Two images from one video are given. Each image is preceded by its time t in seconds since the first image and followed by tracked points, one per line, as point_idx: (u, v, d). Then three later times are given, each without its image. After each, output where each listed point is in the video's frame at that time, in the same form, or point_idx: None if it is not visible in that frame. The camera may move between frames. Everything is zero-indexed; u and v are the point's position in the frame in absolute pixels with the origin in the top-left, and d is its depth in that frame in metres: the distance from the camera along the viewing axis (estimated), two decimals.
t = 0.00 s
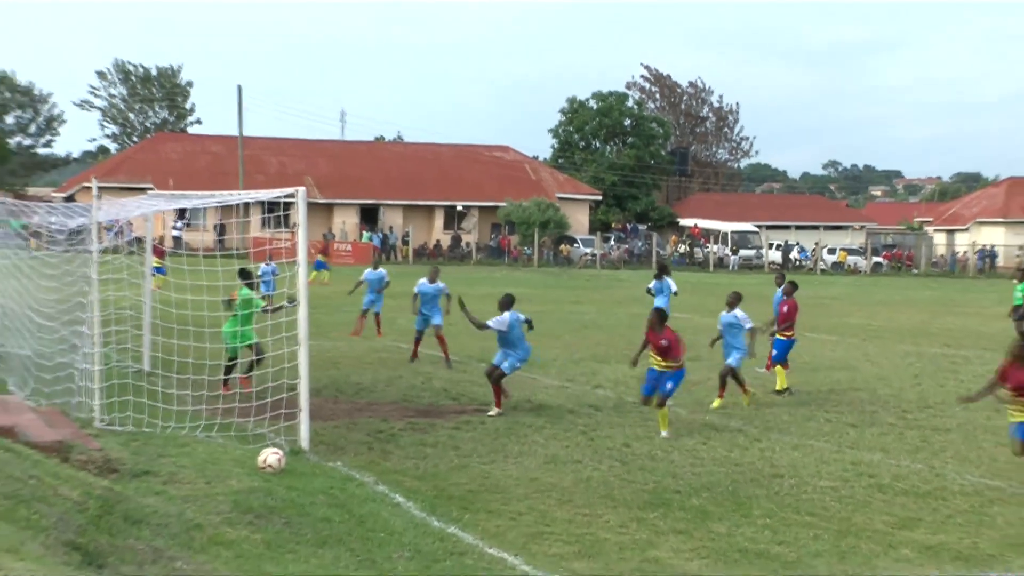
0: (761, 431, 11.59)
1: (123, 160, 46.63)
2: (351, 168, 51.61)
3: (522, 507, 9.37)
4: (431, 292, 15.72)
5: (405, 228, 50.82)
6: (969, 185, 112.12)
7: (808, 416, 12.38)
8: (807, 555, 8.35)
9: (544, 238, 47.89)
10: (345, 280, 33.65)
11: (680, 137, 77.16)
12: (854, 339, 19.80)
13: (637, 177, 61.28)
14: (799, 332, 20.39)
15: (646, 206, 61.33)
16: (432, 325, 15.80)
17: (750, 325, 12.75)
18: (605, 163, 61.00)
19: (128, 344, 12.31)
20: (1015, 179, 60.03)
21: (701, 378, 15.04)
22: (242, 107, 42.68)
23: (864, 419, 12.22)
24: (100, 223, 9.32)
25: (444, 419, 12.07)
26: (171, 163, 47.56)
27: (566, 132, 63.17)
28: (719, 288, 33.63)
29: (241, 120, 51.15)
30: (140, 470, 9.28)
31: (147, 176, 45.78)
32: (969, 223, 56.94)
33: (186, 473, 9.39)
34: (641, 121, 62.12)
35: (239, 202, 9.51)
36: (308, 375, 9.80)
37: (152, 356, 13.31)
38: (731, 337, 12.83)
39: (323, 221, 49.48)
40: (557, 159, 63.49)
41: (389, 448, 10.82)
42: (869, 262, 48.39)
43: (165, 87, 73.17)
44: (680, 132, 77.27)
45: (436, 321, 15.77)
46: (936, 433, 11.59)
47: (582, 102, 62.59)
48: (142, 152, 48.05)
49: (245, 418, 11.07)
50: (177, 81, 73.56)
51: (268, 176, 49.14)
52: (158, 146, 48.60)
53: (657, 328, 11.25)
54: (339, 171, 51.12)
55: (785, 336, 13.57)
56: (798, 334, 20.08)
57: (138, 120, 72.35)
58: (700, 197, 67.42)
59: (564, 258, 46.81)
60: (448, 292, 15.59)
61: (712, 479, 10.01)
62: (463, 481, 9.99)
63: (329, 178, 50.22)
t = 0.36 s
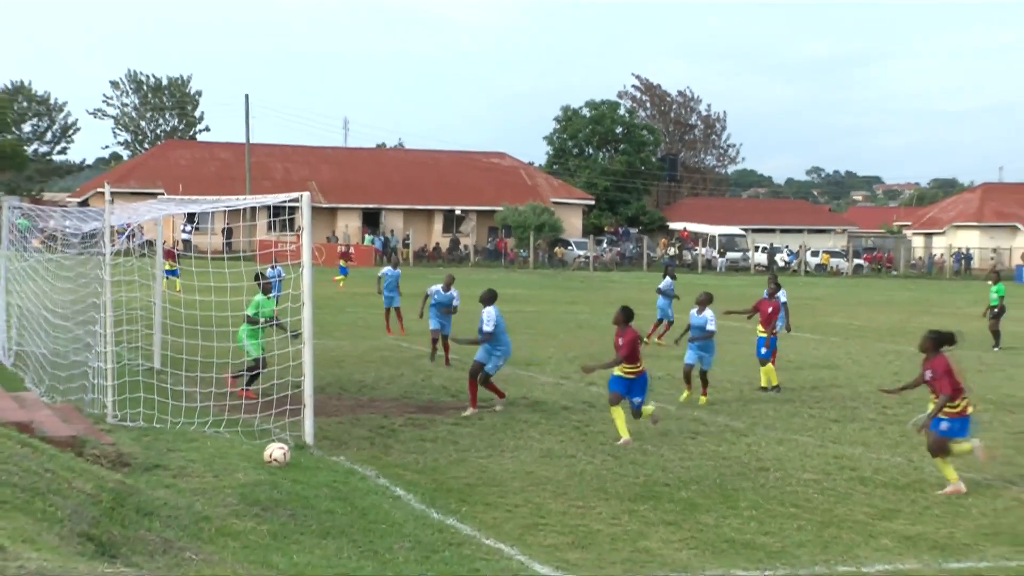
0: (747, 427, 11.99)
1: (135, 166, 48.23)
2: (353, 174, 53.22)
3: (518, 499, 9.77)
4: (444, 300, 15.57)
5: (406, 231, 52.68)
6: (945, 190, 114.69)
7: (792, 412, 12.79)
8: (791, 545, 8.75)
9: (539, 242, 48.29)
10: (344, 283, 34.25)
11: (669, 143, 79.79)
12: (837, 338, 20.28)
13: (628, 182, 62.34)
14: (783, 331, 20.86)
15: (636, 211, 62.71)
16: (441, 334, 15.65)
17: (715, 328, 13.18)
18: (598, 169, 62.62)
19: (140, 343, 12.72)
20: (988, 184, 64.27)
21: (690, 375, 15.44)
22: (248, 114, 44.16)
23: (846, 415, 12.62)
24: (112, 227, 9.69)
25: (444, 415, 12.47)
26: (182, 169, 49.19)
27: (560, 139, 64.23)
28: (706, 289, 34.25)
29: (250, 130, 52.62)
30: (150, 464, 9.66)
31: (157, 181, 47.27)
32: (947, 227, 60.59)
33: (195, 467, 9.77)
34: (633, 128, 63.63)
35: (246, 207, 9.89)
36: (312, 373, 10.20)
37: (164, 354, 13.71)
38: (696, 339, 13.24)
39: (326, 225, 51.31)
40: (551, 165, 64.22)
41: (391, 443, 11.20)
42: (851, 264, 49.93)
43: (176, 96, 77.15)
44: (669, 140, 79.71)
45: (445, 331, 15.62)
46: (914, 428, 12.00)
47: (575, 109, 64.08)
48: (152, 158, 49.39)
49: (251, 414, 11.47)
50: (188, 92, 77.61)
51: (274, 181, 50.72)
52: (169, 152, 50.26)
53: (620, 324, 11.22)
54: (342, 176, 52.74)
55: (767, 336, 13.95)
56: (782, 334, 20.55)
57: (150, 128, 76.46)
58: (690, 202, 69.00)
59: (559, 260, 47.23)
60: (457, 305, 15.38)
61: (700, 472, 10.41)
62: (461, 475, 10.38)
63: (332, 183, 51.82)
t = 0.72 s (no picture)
0: (737, 422, 12.47)
1: (152, 174, 49.70)
2: (359, 180, 54.24)
3: (518, 491, 10.24)
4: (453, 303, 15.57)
5: (410, 236, 53.67)
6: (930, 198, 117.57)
7: (780, 408, 13.27)
8: (778, 536, 9.21)
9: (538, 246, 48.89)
10: (347, 284, 35.15)
11: (662, 152, 83.90)
12: (824, 338, 20.86)
13: (623, 189, 65.81)
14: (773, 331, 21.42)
15: (630, 216, 65.29)
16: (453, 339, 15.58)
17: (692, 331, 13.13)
18: (594, 176, 65.70)
19: (158, 341, 13.26)
20: (965, 192, 67.53)
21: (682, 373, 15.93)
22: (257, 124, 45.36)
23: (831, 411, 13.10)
24: (132, 232, 10.18)
25: (447, 411, 12.95)
26: (196, 176, 50.55)
27: (558, 148, 67.94)
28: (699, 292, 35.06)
29: (263, 137, 53.95)
30: (167, 458, 10.14)
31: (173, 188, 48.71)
32: (926, 231, 63.88)
33: (210, 461, 10.25)
34: (627, 137, 67.01)
35: (258, 213, 10.36)
36: (321, 371, 10.68)
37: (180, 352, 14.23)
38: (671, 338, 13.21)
39: (336, 229, 52.45)
40: (550, 172, 68.17)
41: (396, 438, 11.68)
42: (835, 267, 52.96)
43: (192, 107, 82.53)
44: (662, 148, 84.05)
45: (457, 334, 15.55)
46: (896, 423, 12.47)
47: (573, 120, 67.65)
48: (169, 166, 51.17)
49: (262, 410, 11.97)
50: (202, 103, 82.83)
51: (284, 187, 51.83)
52: (184, 161, 51.69)
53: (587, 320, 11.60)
54: (349, 183, 53.78)
55: (757, 334, 14.43)
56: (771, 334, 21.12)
57: (167, 137, 82.10)
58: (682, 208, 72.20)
59: (557, 263, 48.30)
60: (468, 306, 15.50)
61: (692, 466, 10.88)
62: (463, 468, 10.86)
63: (340, 190, 52.87)
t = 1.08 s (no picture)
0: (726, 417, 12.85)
1: (159, 178, 50.27)
2: (360, 182, 54.68)
3: (514, 484, 10.60)
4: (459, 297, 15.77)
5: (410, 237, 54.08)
6: (913, 200, 119.62)
7: (767, 402, 13.65)
8: (765, 526, 9.57)
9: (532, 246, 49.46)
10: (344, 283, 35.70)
11: (653, 155, 85.69)
12: (809, 334, 21.29)
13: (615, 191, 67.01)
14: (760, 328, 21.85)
15: (623, 218, 66.25)
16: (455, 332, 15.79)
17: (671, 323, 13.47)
18: (588, 179, 66.78)
19: (167, 339, 13.65)
20: (944, 194, 69.16)
21: (672, 370, 16.30)
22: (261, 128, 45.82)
23: (817, 405, 13.48)
24: (140, 232, 10.50)
25: (445, 406, 13.32)
26: (201, 180, 51.10)
27: (552, 151, 69.15)
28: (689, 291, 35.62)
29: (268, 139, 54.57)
30: (175, 451, 10.50)
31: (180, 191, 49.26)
32: (907, 231, 65.30)
33: (216, 454, 10.60)
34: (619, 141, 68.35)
35: (262, 214, 10.70)
36: (323, 367, 11.05)
37: (187, 350, 14.60)
38: (649, 331, 13.52)
39: (337, 230, 52.78)
40: (545, 175, 69.34)
41: (396, 432, 12.05)
42: (820, 267, 53.96)
43: (198, 113, 85.01)
44: (653, 152, 85.85)
45: (461, 327, 15.77)
46: (879, 417, 12.86)
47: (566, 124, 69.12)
48: (176, 170, 51.74)
49: (267, 405, 12.35)
50: (209, 108, 85.32)
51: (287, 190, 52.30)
52: (191, 164, 52.26)
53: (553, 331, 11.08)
54: (350, 185, 54.18)
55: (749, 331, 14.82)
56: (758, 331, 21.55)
57: (174, 141, 84.50)
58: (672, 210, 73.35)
59: (551, 263, 48.92)
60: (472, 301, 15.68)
61: (682, 459, 11.25)
62: (461, 461, 11.23)
63: (342, 192, 53.31)
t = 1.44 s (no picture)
0: (715, 410, 13.14)
1: (162, 177, 50.68)
2: (357, 180, 54.95)
3: (508, 475, 10.87)
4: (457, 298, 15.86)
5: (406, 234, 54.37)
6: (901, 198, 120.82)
7: (755, 396, 13.95)
8: (753, 516, 9.85)
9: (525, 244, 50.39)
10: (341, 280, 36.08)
11: (644, 155, 86.90)
12: (798, 329, 21.66)
13: (608, 190, 67.89)
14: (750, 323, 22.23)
15: (615, 216, 67.00)
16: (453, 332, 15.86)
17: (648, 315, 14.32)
18: (580, 178, 67.60)
19: (169, 335, 13.90)
20: (927, 192, 69.66)
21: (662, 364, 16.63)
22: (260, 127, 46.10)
23: (804, 399, 13.78)
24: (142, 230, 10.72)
25: (441, 399, 13.60)
26: (202, 178, 51.43)
27: (545, 151, 69.92)
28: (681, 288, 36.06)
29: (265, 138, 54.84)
30: (177, 444, 10.75)
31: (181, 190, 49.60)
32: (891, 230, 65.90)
33: (217, 447, 10.86)
34: (611, 141, 69.18)
35: (262, 213, 10.93)
36: (322, 362, 11.30)
37: (189, 345, 14.86)
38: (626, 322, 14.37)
39: (335, 228, 53.20)
40: (538, 174, 70.18)
41: (394, 425, 12.32)
42: (807, 264, 54.45)
43: (200, 113, 86.41)
44: (645, 151, 86.95)
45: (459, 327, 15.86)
46: (864, 410, 13.16)
47: (559, 125, 69.92)
48: (178, 169, 52.08)
49: (267, 399, 12.62)
50: (210, 109, 86.81)
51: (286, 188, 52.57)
52: (192, 163, 52.58)
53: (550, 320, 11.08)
54: (348, 184, 54.44)
55: (740, 327, 15.13)
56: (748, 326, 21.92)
57: (176, 141, 85.87)
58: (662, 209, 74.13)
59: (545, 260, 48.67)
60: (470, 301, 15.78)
61: (672, 451, 11.53)
62: (456, 453, 11.50)
63: (340, 190, 53.58)
